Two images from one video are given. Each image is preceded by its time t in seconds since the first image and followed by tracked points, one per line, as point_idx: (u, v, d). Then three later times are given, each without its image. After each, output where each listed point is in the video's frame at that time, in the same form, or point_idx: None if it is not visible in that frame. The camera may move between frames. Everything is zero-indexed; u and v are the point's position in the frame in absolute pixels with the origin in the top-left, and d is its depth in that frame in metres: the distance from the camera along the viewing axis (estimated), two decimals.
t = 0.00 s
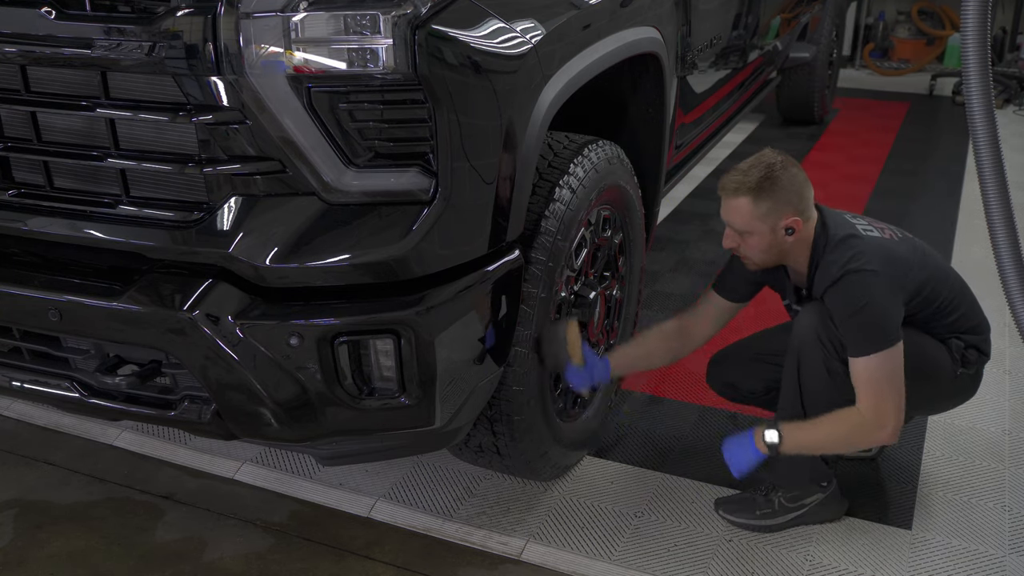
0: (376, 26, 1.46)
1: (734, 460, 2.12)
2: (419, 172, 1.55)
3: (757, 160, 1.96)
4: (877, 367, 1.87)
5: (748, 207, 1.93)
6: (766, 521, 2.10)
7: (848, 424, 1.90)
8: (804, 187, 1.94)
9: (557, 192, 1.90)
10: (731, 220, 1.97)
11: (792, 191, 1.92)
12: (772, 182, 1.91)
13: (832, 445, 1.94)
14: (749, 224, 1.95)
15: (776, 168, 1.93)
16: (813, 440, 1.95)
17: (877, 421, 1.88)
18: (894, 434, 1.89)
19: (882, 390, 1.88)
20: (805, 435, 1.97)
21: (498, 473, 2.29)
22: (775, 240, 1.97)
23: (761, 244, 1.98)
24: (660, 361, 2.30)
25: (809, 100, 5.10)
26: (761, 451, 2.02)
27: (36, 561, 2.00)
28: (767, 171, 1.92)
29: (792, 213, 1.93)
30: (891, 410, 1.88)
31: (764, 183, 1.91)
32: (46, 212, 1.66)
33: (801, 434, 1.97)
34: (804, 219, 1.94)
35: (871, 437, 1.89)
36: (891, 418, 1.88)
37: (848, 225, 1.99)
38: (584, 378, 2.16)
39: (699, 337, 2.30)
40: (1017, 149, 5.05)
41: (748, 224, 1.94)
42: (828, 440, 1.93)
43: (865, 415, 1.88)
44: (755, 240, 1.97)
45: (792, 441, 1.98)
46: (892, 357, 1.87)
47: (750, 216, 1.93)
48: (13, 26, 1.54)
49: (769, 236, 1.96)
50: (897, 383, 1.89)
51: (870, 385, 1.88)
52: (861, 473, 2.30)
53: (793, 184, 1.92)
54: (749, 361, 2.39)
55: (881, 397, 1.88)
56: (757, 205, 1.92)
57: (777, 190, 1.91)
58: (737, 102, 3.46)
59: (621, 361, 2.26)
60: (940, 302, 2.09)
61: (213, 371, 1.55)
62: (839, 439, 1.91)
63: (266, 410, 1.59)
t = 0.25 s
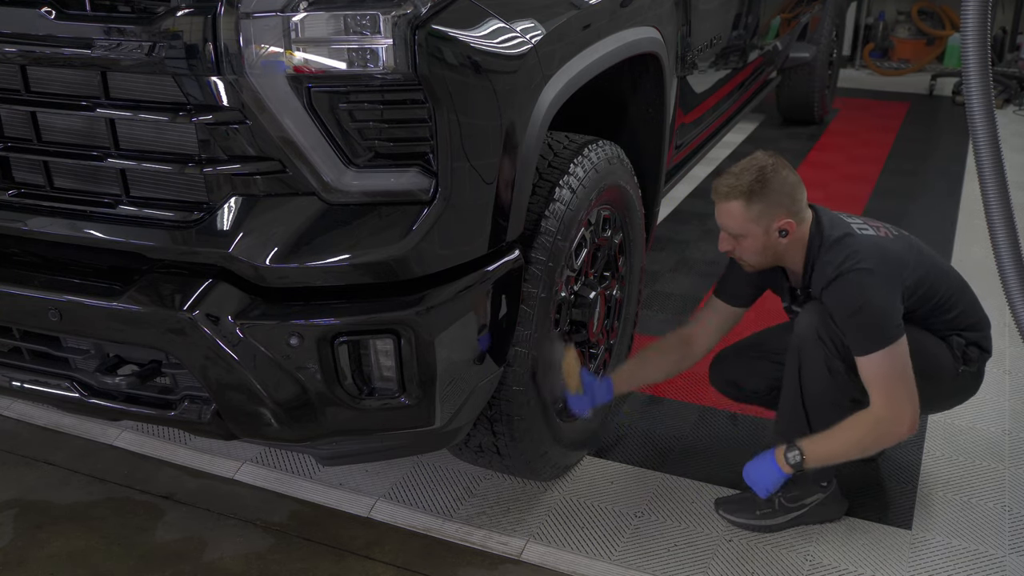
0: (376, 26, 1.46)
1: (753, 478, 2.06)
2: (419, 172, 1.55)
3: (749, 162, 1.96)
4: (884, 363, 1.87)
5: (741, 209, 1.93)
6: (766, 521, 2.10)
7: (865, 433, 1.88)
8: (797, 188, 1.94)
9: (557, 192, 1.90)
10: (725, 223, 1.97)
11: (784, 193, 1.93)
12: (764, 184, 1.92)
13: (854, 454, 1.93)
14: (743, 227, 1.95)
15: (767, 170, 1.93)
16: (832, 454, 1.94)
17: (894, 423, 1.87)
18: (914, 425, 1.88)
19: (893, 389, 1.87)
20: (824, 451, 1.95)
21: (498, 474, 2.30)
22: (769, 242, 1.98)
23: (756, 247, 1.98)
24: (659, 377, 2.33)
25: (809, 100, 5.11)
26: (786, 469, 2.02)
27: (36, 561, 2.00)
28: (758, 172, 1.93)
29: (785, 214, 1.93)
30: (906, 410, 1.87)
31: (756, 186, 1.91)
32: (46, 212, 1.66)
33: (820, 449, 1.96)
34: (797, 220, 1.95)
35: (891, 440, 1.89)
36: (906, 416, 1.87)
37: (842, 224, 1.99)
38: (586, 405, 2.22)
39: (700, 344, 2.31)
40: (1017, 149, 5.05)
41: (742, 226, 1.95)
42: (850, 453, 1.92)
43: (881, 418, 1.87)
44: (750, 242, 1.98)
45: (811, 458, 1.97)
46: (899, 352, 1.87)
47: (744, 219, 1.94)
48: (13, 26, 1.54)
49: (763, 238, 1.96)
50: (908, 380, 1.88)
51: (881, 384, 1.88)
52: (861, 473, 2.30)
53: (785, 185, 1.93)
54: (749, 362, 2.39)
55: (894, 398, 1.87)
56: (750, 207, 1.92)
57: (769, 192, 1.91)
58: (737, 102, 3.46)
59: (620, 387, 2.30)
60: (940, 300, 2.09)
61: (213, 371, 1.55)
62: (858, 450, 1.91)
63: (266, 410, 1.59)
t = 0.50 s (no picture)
0: (376, 26, 1.46)
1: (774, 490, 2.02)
2: (419, 171, 1.55)
3: (751, 165, 1.97)
4: (898, 366, 1.86)
5: (744, 214, 1.93)
6: (766, 521, 2.09)
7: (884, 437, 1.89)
8: (799, 190, 1.95)
9: (557, 192, 1.90)
10: (729, 228, 1.97)
11: (787, 195, 1.93)
12: (767, 188, 1.92)
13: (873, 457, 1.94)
14: (747, 231, 1.95)
15: (770, 173, 1.93)
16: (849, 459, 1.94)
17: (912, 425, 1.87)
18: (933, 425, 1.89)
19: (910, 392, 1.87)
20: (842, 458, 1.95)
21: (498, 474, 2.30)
22: (773, 245, 1.98)
23: (760, 250, 1.98)
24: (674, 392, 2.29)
25: (809, 100, 5.10)
26: (808, 477, 1.99)
27: (36, 561, 2.00)
28: (761, 176, 1.92)
29: (788, 216, 1.93)
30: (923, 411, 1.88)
31: (759, 189, 1.91)
32: (46, 212, 1.66)
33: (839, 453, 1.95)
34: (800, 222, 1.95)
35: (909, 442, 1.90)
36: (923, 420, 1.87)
37: (847, 226, 1.99)
38: (620, 447, 2.24)
39: (710, 355, 2.29)
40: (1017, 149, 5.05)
41: (746, 230, 1.95)
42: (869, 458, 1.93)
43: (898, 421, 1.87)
44: (755, 245, 1.97)
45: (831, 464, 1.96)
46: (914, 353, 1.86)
47: (748, 223, 1.93)
48: (13, 26, 1.54)
49: (767, 242, 1.96)
50: (924, 380, 1.88)
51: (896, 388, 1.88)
52: (861, 473, 2.30)
53: (788, 187, 1.93)
54: (749, 361, 2.39)
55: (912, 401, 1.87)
56: (754, 212, 1.92)
57: (773, 195, 1.91)
58: (737, 102, 3.46)
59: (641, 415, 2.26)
60: (943, 301, 2.08)
61: (213, 371, 1.55)
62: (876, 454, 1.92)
63: (266, 410, 1.60)
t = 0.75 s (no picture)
0: (376, 26, 1.46)
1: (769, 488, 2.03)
2: (419, 171, 1.55)
3: (750, 169, 1.98)
4: (895, 366, 1.87)
5: (744, 217, 1.93)
6: (766, 521, 2.10)
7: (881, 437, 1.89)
8: (798, 192, 1.94)
9: (557, 192, 1.90)
10: (729, 232, 1.97)
11: (786, 198, 1.93)
12: (766, 191, 1.92)
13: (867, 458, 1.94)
14: (747, 235, 1.96)
15: (768, 177, 1.93)
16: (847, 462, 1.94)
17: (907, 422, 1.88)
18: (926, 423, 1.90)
19: (906, 389, 1.88)
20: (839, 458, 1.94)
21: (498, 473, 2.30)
22: (773, 248, 1.98)
23: (760, 253, 1.99)
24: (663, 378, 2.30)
25: (809, 100, 5.10)
26: (801, 475, 2.00)
27: (36, 560, 2.00)
28: (760, 180, 1.93)
29: (788, 219, 1.94)
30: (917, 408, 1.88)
31: (758, 193, 1.92)
32: (46, 212, 1.66)
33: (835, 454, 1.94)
34: (800, 225, 1.95)
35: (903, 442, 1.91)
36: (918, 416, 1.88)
37: (846, 227, 1.99)
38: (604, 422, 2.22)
39: (700, 347, 2.30)
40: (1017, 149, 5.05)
41: (746, 235, 1.95)
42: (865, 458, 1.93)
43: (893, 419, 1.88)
44: (756, 249, 1.98)
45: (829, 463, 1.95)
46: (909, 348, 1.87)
47: (747, 227, 1.94)
48: (13, 26, 1.54)
49: (767, 245, 1.97)
50: (919, 381, 1.88)
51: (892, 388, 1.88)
52: (861, 473, 2.30)
53: (786, 191, 1.93)
54: (750, 358, 2.39)
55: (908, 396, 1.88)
56: (753, 216, 1.93)
57: (771, 199, 1.91)
58: (738, 102, 3.46)
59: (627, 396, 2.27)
60: (943, 301, 2.08)
61: (213, 371, 1.56)
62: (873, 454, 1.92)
63: (266, 410, 1.60)
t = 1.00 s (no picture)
0: (376, 26, 1.46)
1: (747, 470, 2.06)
2: (419, 171, 1.55)
3: (742, 168, 1.97)
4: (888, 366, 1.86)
5: (734, 217, 1.93)
6: (767, 521, 2.10)
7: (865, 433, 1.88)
8: (789, 191, 1.94)
9: (557, 192, 1.90)
10: (721, 231, 1.98)
11: (776, 196, 1.92)
12: (754, 191, 1.92)
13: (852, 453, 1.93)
14: (739, 234, 1.96)
15: (758, 176, 1.93)
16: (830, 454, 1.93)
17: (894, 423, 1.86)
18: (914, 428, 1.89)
19: (895, 389, 1.87)
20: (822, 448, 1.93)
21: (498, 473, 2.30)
22: (766, 246, 1.98)
23: (753, 252, 1.98)
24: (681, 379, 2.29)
25: (809, 100, 5.10)
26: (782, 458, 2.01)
27: (36, 560, 2.00)
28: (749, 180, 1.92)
29: (778, 218, 1.93)
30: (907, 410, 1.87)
31: (748, 192, 1.92)
32: (46, 212, 1.66)
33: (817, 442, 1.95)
34: (792, 222, 1.94)
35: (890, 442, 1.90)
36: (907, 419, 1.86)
37: (844, 225, 1.98)
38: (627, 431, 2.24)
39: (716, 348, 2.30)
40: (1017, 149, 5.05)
41: (737, 234, 1.95)
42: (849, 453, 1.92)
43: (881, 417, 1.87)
44: (749, 248, 1.98)
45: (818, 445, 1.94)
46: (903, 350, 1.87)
47: (737, 227, 1.94)
48: (13, 26, 1.54)
49: (759, 244, 1.96)
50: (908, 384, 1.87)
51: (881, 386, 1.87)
52: (861, 473, 2.31)
53: (776, 189, 1.92)
54: (752, 360, 2.39)
55: (898, 398, 1.87)
56: (742, 215, 1.92)
57: (761, 197, 1.91)
58: (738, 102, 3.46)
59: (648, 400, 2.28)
60: (943, 303, 2.08)
61: (213, 371, 1.56)
62: (857, 450, 1.90)
63: (266, 410, 1.60)
